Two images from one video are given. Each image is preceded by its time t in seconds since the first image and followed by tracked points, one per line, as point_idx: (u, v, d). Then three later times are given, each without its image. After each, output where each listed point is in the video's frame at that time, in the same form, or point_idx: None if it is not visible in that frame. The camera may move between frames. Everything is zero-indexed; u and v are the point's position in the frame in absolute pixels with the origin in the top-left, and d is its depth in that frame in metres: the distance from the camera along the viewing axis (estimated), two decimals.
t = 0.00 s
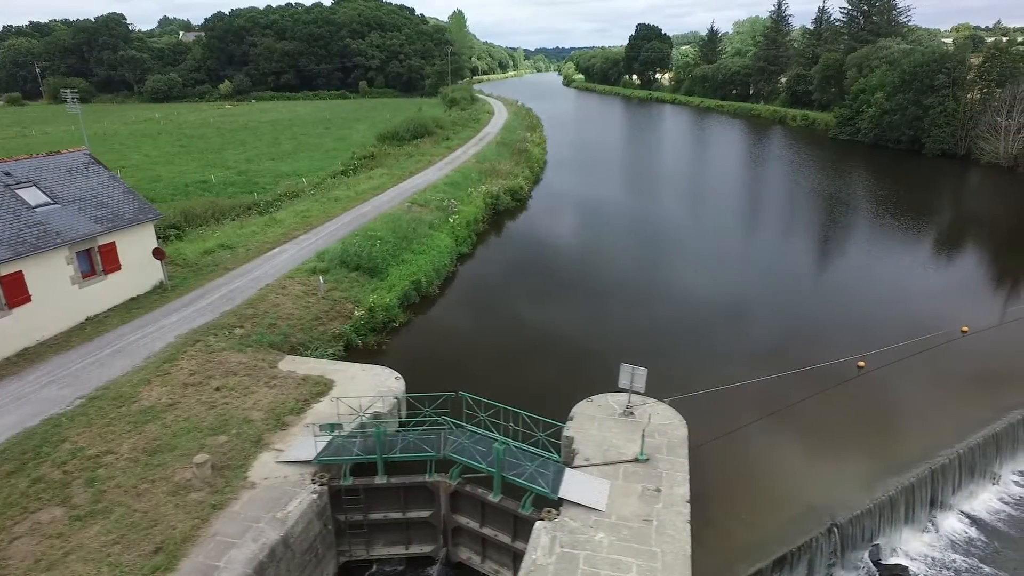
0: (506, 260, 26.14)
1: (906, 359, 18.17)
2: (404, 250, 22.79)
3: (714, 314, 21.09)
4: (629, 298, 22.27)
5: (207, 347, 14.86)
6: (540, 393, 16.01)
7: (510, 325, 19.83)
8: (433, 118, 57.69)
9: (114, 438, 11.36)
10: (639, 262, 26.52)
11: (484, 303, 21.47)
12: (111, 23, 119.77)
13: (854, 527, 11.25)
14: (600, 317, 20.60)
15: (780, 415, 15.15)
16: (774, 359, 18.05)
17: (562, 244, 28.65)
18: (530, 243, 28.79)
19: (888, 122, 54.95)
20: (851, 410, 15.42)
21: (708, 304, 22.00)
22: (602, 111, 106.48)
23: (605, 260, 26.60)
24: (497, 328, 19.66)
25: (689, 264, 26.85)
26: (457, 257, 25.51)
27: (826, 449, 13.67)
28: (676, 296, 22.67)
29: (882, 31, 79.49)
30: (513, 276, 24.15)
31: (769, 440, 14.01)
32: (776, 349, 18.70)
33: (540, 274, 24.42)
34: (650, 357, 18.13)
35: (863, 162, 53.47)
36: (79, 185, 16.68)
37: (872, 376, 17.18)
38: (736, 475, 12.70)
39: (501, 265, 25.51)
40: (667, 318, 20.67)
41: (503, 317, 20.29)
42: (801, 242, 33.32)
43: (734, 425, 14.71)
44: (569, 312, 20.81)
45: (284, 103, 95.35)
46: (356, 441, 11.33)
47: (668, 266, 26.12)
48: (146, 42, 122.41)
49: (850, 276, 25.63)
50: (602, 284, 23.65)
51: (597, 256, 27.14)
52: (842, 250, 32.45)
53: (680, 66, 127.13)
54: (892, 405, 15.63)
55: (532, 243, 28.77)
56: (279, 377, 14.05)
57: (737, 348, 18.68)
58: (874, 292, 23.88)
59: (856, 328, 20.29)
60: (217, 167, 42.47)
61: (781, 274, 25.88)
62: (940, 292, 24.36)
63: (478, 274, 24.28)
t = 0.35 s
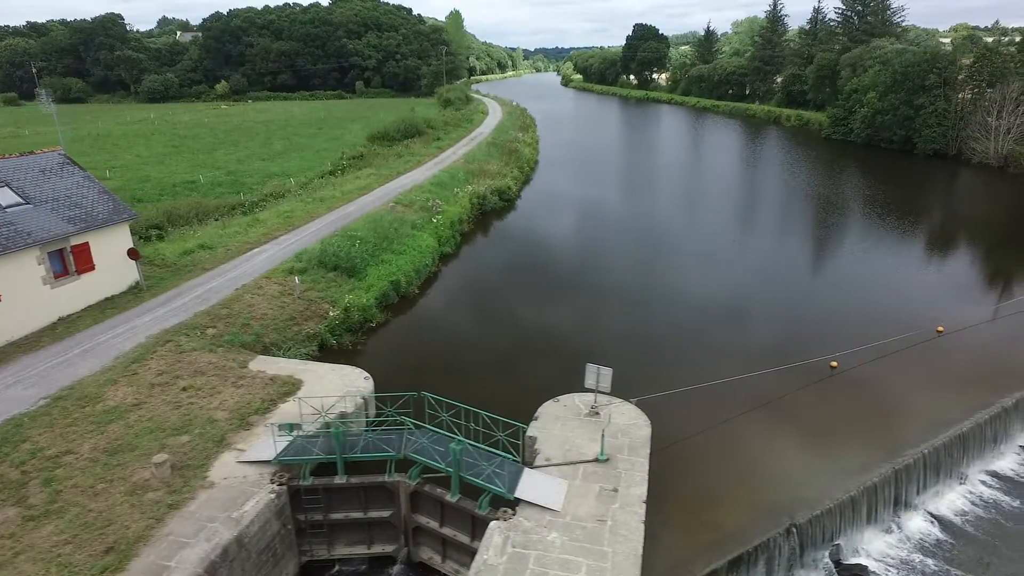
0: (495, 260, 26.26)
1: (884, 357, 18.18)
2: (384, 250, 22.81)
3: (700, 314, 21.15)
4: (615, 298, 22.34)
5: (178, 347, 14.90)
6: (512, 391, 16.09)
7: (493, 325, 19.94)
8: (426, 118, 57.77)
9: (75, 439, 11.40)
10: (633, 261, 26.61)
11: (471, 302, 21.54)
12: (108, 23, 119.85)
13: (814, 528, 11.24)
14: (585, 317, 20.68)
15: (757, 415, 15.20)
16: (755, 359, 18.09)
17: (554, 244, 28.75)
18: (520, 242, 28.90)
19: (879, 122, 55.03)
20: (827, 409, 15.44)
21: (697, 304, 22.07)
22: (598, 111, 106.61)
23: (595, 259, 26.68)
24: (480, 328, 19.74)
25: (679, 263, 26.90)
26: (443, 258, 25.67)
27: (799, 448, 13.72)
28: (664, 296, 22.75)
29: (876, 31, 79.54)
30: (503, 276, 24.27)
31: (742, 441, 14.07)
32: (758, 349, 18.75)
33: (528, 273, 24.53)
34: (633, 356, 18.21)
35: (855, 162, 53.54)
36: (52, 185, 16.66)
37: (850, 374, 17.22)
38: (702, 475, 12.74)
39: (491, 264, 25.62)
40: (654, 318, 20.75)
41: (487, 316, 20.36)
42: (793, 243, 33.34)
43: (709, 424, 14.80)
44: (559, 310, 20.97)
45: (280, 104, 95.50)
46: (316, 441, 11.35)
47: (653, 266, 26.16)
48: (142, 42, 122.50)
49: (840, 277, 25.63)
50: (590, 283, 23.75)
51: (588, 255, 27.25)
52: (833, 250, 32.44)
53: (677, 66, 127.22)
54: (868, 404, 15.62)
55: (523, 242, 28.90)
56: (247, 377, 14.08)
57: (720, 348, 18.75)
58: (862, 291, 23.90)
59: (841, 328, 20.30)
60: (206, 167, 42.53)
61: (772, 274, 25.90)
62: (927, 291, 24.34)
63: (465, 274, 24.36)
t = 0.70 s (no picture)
0: (486, 259, 26.42)
1: (864, 355, 18.19)
2: (366, 250, 22.83)
3: (688, 314, 21.25)
4: (604, 297, 22.47)
5: (150, 347, 14.90)
6: (483, 390, 16.10)
7: (475, 324, 20.00)
8: (418, 118, 57.82)
9: (39, 439, 11.42)
10: (632, 261, 26.73)
11: (462, 301, 21.69)
12: (105, 23, 119.86)
13: (775, 529, 11.23)
14: (575, 315, 20.82)
15: (735, 412, 15.28)
16: (740, 358, 18.17)
17: (548, 243, 28.91)
18: (514, 242, 29.05)
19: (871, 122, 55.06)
20: (803, 407, 15.45)
21: (688, 303, 22.20)
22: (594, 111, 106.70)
23: (590, 258, 26.82)
24: (464, 327, 19.82)
25: (675, 262, 27.04)
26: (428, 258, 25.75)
27: (772, 446, 13.75)
28: (656, 295, 22.92)
29: (871, 31, 79.60)
30: (497, 275, 24.45)
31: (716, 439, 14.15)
32: (745, 347, 18.86)
33: (519, 272, 24.69)
34: (618, 355, 18.33)
35: (847, 162, 53.60)
36: (27, 185, 16.63)
37: (828, 372, 17.23)
38: (670, 474, 12.75)
39: (482, 264, 25.76)
40: (644, 316, 20.87)
41: (478, 314, 20.51)
42: (787, 242, 33.40)
43: (686, 422, 14.87)
44: (560, 310, 21.14)
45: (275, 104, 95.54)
46: (279, 441, 11.36)
47: (641, 265, 26.21)
48: (139, 43, 122.49)
49: (830, 276, 25.64)
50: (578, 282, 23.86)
51: (578, 255, 27.33)
52: (826, 250, 32.43)
53: (674, 66, 127.28)
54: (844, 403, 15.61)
55: (518, 242, 29.06)
56: (218, 377, 14.09)
57: (707, 346, 18.88)
58: (853, 290, 23.92)
59: (827, 327, 20.34)
60: (196, 167, 42.56)
61: (763, 273, 25.97)
62: (914, 291, 24.32)
63: (457, 273, 24.53)
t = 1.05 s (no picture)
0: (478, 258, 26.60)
1: (835, 356, 18.19)
2: (346, 250, 22.87)
3: (676, 312, 21.36)
4: (592, 296, 22.62)
5: (119, 347, 14.93)
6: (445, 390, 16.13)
7: (456, 323, 20.12)
8: (410, 118, 57.87)
9: None
10: (629, 260, 26.92)
11: (449, 301, 21.86)
12: (102, 23, 119.94)
13: (732, 530, 11.20)
14: (566, 313, 21.00)
15: (711, 409, 15.39)
16: (722, 355, 18.30)
17: (542, 242, 29.09)
18: (508, 241, 29.23)
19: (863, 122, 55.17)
20: (776, 405, 15.52)
21: (678, 301, 22.35)
22: (590, 112, 106.75)
23: (584, 257, 26.99)
24: (446, 326, 19.94)
25: (672, 261, 27.18)
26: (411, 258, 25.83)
27: (741, 445, 13.82)
28: (648, 293, 23.11)
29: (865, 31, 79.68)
30: (490, 273, 24.64)
31: (690, 436, 14.24)
32: (729, 345, 18.98)
33: (503, 272, 24.79)
34: (602, 353, 18.46)
35: (838, 162, 53.66)
36: None
37: (804, 371, 17.25)
38: (634, 472, 12.80)
39: (473, 263, 25.94)
40: (632, 314, 21.03)
41: (465, 312, 20.68)
42: (780, 242, 33.47)
43: (661, 420, 14.98)
44: (555, 308, 21.32)
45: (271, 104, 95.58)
46: (238, 442, 11.37)
47: (625, 265, 26.25)
48: (135, 43, 122.43)
49: (819, 276, 25.71)
50: (562, 282, 23.89)
51: (566, 254, 27.36)
52: (816, 250, 32.51)
53: (671, 66, 127.26)
54: (817, 401, 15.64)
55: (512, 241, 29.26)
56: (185, 377, 14.11)
57: (694, 344, 19.02)
58: (841, 289, 23.99)
59: (810, 325, 20.42)
60: (186, 168, 42.59)
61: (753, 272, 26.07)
62: (897, 289, 24.33)
63: (448, 272, 24.73)
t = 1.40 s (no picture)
0: (476, 258, 26.74)
1: (812, 356, 18.19)
2: (327, 250, 22.86)
3: (673, 312, 21.47)
4: (583, 296, 22.67)
5: (90, 347, 14.94)
6: (431, 388, 16.23)
7: (450, 321, 20.27)
8: (403, 118, 57.90)
9: None
10: (629, 261, 27.06)
11: (446, 300, 22.02)
12: (98, 23, 119.93)
13: (693, 531, 11.19)
14: (564, 312, 21.16)
15: (695, 407, 15.46)
16: (705, 354, 18.38)
17: (542, 242, 29.25)
18: (507, 241, 29.38)
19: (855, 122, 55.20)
20: (750, 403, 15.58)
21: (675, 301, 22.44)
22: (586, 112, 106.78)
23: (583, 258, 27.14)
24: (442, 325, 20.07)
25: (671, 262, 27.34)
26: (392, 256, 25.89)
27: (724, 441, 13.90)
28: (646, 293, 23.22)
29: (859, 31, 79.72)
30: (488, 273, 24.81)
31: (674, 432, 14.30)
32: (723, 344, 19.06)
33: (490, 272, 24.85)
34: (598, 351, 18.58)
35: (830, 162, 53.66)
36: None
37: (777, 370, 17.30)
38: (602, 470, 12.84)
39: (471, 262, 26.08)
40: (629, 314, 21.13)
41: (463, 312, 20.84)
42: (776, 241, 33.55)
43: (648, 417, 15.04)
44: (553, 308, 21.46)
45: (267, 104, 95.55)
46: (200, 442, 11.36)
47: (613, 265, 26.30)
48: (132, 43, 122.41)
49: (814, 275, 25.81)
50: (548, 282, 23.94)
51: (554, 254, 27.41)
52: (810, 249, 32.59)
53: (667, 66, 127.24)
54: (788, 400, 15.67)
55: (511, 241, 29.42)
56: (154, 377, 14.10)
57: (688, 342, 19.13)
58: (828, 289, 24.01)
59: (802, 324, 20.49)
60: (176, 168, 42.58)
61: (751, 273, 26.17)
62: (883, 289, 24.31)
63: (446, 271, 24.88)
